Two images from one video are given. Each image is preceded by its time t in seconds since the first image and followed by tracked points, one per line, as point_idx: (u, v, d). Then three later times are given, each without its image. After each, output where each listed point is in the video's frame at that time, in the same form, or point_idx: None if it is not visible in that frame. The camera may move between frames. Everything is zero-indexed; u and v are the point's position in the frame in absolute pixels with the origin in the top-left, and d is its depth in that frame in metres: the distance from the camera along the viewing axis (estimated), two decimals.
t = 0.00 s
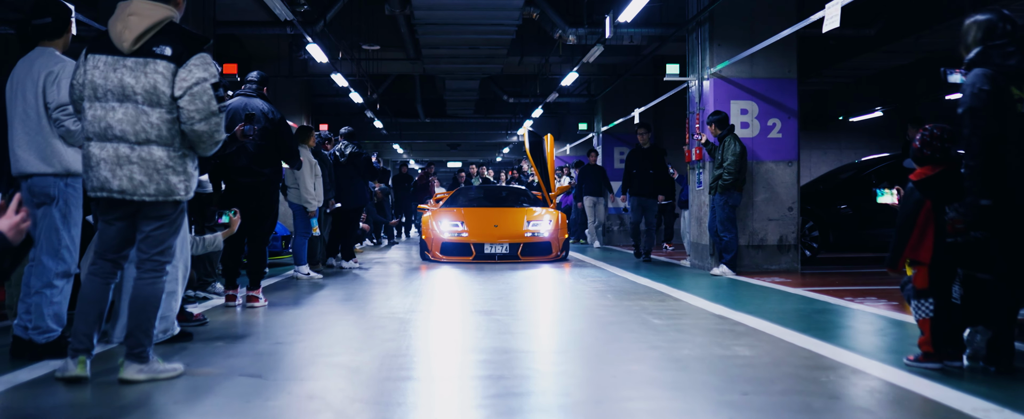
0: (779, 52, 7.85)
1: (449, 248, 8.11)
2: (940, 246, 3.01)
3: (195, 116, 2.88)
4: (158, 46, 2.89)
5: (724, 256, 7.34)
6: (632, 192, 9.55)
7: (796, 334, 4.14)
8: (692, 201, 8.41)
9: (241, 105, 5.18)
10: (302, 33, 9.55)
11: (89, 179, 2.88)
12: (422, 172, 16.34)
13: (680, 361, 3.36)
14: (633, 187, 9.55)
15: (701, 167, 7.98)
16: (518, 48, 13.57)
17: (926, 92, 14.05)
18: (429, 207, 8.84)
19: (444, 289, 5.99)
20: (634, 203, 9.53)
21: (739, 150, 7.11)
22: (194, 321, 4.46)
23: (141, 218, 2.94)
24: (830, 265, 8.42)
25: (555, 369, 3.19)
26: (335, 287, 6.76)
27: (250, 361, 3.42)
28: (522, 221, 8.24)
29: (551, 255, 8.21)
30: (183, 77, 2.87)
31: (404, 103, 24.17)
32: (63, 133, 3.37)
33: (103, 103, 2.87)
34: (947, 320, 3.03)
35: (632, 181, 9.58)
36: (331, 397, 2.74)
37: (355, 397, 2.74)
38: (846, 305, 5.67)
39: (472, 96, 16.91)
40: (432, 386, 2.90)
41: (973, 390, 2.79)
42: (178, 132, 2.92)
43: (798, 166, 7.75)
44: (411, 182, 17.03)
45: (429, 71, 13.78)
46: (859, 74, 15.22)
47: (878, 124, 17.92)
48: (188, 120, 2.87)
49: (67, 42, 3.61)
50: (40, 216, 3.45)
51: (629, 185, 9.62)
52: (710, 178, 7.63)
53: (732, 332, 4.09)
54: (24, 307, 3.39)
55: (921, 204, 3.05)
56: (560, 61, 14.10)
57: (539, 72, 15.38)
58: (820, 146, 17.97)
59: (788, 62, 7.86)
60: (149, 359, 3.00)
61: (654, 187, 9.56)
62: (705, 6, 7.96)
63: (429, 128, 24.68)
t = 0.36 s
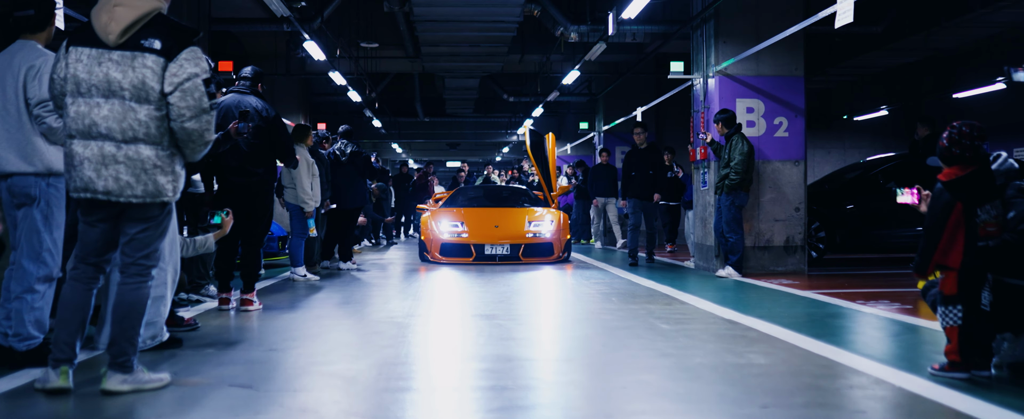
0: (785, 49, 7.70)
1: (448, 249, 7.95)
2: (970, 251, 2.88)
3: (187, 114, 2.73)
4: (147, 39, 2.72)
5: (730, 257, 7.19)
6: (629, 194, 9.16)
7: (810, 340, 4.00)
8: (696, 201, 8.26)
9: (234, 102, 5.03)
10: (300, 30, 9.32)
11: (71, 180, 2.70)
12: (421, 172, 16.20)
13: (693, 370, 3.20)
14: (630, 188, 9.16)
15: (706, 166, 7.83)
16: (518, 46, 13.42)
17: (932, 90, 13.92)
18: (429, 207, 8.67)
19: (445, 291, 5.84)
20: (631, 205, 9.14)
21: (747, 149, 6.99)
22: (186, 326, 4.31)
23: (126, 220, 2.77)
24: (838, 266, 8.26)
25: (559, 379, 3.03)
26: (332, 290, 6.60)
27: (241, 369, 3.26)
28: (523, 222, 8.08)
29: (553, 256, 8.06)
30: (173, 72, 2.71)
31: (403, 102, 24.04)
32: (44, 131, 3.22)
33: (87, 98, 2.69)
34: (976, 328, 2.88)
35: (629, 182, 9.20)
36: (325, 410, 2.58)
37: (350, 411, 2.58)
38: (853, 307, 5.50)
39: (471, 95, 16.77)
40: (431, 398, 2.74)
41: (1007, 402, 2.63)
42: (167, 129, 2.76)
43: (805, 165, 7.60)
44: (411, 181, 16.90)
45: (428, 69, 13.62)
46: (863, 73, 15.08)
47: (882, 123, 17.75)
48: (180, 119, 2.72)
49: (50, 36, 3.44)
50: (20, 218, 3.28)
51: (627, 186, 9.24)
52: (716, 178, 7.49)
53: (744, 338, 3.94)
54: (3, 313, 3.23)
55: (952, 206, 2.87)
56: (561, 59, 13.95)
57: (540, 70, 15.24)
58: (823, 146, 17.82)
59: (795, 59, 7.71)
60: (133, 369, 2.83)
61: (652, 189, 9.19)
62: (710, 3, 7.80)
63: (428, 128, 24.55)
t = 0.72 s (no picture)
0: (792, 46, 7.55)
1: (448, 249, 7.79)
2: (1001, 253, 2.75)
3: (170, 107, 2.57)
4: (121, 28, 2.55)
5: (735, 258, 7.06)
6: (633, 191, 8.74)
7: (826, 346, 3.85)
8: (700, 201, 8.11)
9: (226, 98, 4.89)
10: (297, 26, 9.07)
11: (50, 179, 2.57)
12: (421, 172, 16.03)
13: (707, 378, 3.05)
14: (635, 185, 8.75)
15: (710, 165, 7.69)
16: (519, 44, 13.26)
17: (936, 89, 13.81)
18: (428, 207, 8.51)
19: (444, 294, 5.69)
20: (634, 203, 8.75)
21: (753, 147, 6.85)
22: (177, 330, 4.16)
23: (106, 220, 2.62)
24: (843, 268, 8.12)
25: (564, 387, 2.88)
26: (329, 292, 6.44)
27: (232, 377, 3.10)
28: (525, 222, 7.93)
29: (555, 258, 7.90)
30: (152, 64, 2.54)
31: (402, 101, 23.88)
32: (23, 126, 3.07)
33: (62, 93, 2.55)
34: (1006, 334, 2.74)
35: (633, 179, 8.79)
36: None
37: None
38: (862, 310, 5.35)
39: (471, 93, 16.61)
40: (429, 408, 2.59)
41: None
42: (147, 123, 2.60)
43: (811, 164, 7.46)
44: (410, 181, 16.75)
45: (427, 68, 13.45)
46: (868, 72, 14.95)
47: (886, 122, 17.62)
48: (161, 112, 2.56)
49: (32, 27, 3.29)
50: None
51: (630, 184, 8.81)
52: (721, 177, 7.34)
53: (757, 343, 3.79)
54: None
55: (985, 205, 2.72)
56: (563, 57, 13.78)
57: (541, 68, 15.10)
58: (826, 145, 17.68)
59: (801, 56, 7.56)
60: (115, 377, 2.67)
61: (658, 186, 8.79)
62: None
63: (428, 127, 24.37)
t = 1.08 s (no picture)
0: (798, 43, 7.41)
1: (447, 251, 7.64)
2: None
3: (141, 100, 2.40)
4: (84, 18, 2.39)
5: (741, 259, 6.91)
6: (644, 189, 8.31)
7: (841, 352, 3.72)
8: (705, 200, 7.97)
9: (218, 94, 4.74)
10: (294, 23, 8.96)
11: (28, 180, 2.45)
12: (420, 171, 15.89)
13: (719, 386, 2.91)
14: (646, 183, 8.32)
15: (715, 164, 7.55)
16: (519, 41, 13.12)
17: (941, 88, 13.69)
18: (426, 207, 8.35)
19: (444, 296, 5.55)
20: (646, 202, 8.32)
21: (758, 146, 6.70)
22: (166, 334, 4.02)
23: (85, 221, 2.47)
24: (850, 268, 7.99)
25: (569, 396, 2.73)
26: (326, 293, 6.30)
27: (221, 385, 2.95)
28: (527, 222, 7.78)
29: (559, 259, 7.74)
30: (117, 55, 2.37)
31: (401, 100, 23.76)
32: None
33: (31, 91, 2.42)
34: None
35: (645, 176, 8.35)
36: None
37: None
38: (871, 311, 5.21)
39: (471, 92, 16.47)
40: None
41: None
42: (119, 117, 2.42)
43: (818, 163, 7.31)
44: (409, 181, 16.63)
45: (427, 65, 13.31)
46: (872, 70, 14.82)
47: (890, 120, 17.48)
48: (132, 106, 2.39)
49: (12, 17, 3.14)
50: None
51: (642, 181, 8.38)
52: (726, 177, 7.20)
53: (768, 348, 3.65)
54: None
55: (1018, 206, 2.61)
56: (564, 55, 13.65)
57: (542, 66, 14.97)
58: (830, 144, 17.54)
59: (808, 53, 7.41)
60: (94, 387, 2.51)
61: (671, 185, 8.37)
62: None
63: (428, 126, 24.24)
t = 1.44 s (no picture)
0: (804, 39, 7.26)
1: (447, 253, 7.48)
2: None
3: (114, 93, 2.28)
4: (47, 6, 2.26)
5: (747, 260, 6.77)
6: (657, 191, 7.73)
7: (857, 358, 3.57)
8: (709, 201, 7.82)
9: (211, 91, 4.58)
10: (290, 19, 8.82)
11: None
12: (421, 171, 15.78)
13: (733, 396, 2.76)
14: (659, 184, 7.75)
15: (720, 163, 7.40)
16: (519, 39, 12.97)
17: (947, 86, 13.57)
18: (425, 207, 8.18)
19: (443, 300, 5.41)
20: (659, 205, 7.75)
21: (765, 145, 6.56)
22: (156, 338, 3.88)
23: (58, 222, 2.34)
24: (857, 269, 7.84)
25: (575, 408, 2.59)
26: (323, 296, 6.15)
27: (210, 395, 2.81)
28: (532, 223, 7.62)
29: (565, 262, 7.60)
30: (83, 45, 2.24)
31: (401, 100, 23.64)
32: None
33: None
34: None
35: (657, 177, 7.79)
36: None
37: None
38: (882, 314, 5.07)
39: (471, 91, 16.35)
40: None
41: None
42: (88, 111, 2.29)
43: (825, 162, 7.17)
44: (409, 180, 16.51)
45: (426, 64, 13.16)
46: (877, 69, 14.69)
47: (895, 120, 17.34)
48: (105, 99, 2.28)
49: None
50: None
51: (654, 183, 7.81)
52: (732, 177, 7.06)
53: (781, 354, 3.51)
54: None
55: None
56: (565, 53, 13.51)
57: (543, 65, 14.83)
58: (835, 143, 17.43)
59: (814, 49, 7.27)
60: (71, 398, 2.36)
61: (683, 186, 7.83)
62: None
63: (428, 125, 24.14)
